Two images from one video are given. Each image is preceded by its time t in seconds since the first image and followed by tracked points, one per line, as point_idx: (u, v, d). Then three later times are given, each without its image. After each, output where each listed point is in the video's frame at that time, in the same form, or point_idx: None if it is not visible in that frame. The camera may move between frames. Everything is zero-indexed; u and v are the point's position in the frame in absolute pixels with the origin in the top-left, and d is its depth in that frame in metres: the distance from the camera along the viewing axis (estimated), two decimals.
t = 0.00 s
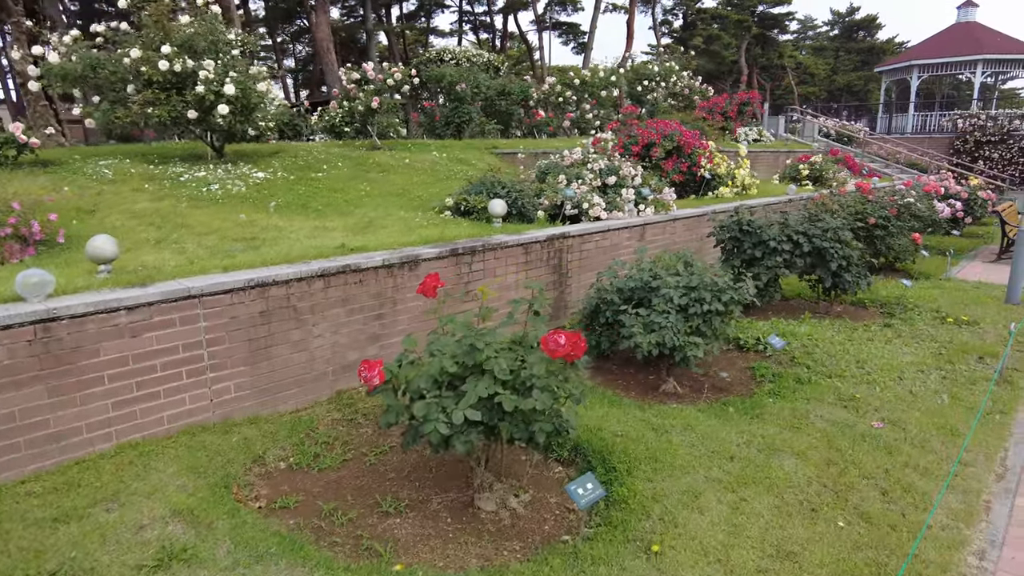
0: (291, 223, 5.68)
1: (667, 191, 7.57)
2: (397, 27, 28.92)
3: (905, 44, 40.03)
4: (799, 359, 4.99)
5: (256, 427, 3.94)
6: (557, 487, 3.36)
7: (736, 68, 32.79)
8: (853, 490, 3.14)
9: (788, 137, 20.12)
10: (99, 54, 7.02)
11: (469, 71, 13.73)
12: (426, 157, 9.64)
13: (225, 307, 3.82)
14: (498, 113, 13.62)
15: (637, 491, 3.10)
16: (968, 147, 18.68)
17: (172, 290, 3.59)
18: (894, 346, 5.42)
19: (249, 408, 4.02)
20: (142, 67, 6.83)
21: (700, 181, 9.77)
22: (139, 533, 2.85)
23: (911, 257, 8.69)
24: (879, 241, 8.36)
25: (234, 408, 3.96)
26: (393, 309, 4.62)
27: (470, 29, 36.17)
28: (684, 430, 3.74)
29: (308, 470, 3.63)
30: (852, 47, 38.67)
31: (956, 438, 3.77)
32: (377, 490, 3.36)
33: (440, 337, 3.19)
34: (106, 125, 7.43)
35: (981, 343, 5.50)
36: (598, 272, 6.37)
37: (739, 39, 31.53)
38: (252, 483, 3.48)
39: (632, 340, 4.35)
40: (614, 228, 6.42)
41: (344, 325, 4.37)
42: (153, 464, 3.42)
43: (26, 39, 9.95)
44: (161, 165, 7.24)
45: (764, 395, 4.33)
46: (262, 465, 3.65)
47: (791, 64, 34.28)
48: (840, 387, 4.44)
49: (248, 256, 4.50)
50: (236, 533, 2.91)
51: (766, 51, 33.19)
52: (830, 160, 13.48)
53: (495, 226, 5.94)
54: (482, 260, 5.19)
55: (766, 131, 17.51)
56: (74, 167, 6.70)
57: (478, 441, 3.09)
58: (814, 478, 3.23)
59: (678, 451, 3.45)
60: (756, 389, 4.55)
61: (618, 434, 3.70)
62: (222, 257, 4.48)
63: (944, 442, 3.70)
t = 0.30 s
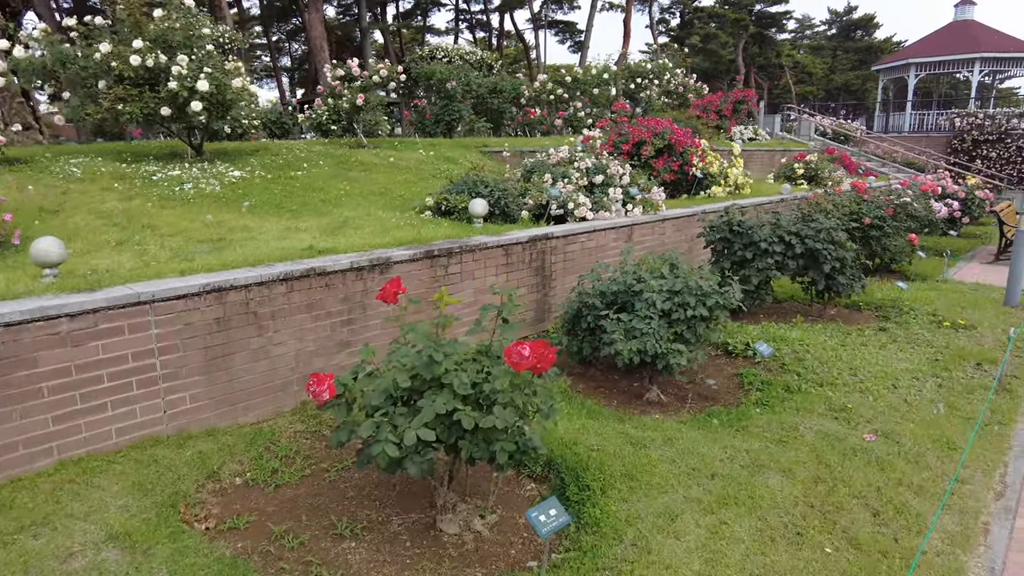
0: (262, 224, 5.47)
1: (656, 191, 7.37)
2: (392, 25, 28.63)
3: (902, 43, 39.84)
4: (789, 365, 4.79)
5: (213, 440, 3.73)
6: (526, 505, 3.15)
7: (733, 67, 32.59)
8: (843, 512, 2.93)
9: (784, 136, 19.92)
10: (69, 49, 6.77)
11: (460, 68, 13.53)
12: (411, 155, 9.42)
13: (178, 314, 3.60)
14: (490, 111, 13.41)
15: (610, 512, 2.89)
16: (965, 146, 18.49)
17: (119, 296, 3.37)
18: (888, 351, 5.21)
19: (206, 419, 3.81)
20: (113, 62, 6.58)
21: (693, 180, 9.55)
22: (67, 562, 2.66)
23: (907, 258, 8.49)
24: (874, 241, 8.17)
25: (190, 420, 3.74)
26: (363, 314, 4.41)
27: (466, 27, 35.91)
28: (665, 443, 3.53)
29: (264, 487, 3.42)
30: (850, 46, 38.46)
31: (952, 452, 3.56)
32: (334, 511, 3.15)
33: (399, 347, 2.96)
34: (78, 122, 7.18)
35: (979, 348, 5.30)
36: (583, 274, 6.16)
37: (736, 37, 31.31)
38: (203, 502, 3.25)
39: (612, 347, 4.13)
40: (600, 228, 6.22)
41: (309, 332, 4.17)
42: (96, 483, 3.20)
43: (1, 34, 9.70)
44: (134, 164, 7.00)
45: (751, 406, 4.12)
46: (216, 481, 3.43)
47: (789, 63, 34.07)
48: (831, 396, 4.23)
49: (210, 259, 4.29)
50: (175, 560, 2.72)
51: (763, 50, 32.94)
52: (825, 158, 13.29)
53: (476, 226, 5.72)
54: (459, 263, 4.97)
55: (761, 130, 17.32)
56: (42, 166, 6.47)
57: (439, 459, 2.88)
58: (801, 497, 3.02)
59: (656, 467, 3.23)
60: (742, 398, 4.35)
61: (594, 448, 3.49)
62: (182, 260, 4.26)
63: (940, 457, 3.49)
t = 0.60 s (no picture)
0: (232, 231, 5.27)
1: (644, 194, 7.17)
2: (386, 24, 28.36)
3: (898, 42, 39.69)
4: (777, 378, 4.59)
5: (168, 462, 3.52)
6: (494, 535, 2.93)
7: (730, 66, 32.39)
8: (831, 544, 2.73)
9: (779, 136, 19.75)
10: (37, 48, 6.54)
11: (450, 68, 13.34)
12: (396, 156, 9.21)
13: (129, 330, 3.40)
14: (481, 111, 13.20)
15: (581, 547, 2.69)
16: (961, 146, 18.33)
17: (62, 312, 3.17)
18: (882, 362, 5.01)
19: (161, 440, 3.61)
20: (81, 61, 6.34)
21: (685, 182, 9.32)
22: None
23: (902, 262, 8.31)
24: (869, 245, 7.97)
25: (144, 440, 3.53)
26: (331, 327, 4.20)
27: (461, 26, 35.65)
28: (644, 465, 3.33)
29: (218, 514, 3.20)
30: (847, 45, 38.28)
31: (947, 474, 3.37)
32: (288, 542, 2.95)
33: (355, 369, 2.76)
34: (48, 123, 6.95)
35: (975, 359, 5.11)
36: (567, 281, 5.96)
37: (733, 36, 31.12)
38: (151, 531, 3.03)
39: (591, 361, 3.93)
40: (584, 234, 6.02)
41: (272, 346, 3.97)
42: (34, 512, 2.99)
43: None
44: (105, 167, 6.78)
45: (737, 423, 3.93)
46: (167, 507, 3.22)
47: (785, 62, 33.89)
48: (820, 413, 4.04)
49: (169, 270, 4.08)
50: None
51: (760, 49, 32.70)
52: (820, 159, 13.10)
53: (455, 232, 5.51)
54: (435, 271, 4.76)
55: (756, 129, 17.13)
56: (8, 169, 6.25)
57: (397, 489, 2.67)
58: (786, 527, 2.83)
59: (632, 494, 3.04)
60: (729, 415, 4.15)
61: (568, 471, 3.30)
62: (139, 271, 4.05)
63: (935, 481, 3.30)
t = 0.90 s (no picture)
0: (198, 233, 5.08)
1: (629, 193, 7.01)
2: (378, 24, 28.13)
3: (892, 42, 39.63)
4: (762, 384, 4.43)
5: (116, 475, 3.33)
6: (455, 553, 2.75)
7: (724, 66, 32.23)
8: (810, 566, 2.56)
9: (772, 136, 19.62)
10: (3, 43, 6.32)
11: (438, 67, 13.18)
12: (379, 156, 9.03)
13: (74, 337, 3.21)
14: (470, 110, 13.02)
15: (544, 569, 2.52)
16: (955, 146, 18.23)
17: None
18: (870, 367, 4.85)
19: (110, 452, 3.42)
20: (48, 57, 6.13)
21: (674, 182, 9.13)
22: None
23: (893, 263, 8.16)
24: (860, 245, 7.87)
25: (91, 453, 3.35)
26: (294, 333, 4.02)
27: (455, 25, 35.42)
28: (616, 478, 3.15)
29: (164, 531, 3.01)
30: (841, 45, 38.19)
31: (936, 487, 3.21)
32: (235, 563, 2.76)
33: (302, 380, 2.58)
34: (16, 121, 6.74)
35: (967, 364, 4.95)
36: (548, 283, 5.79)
37: (727, 36, 30.99)
38: (90, 551, 2.84)
39: (566, 368, 3.75)
40: (566, 234, 5.85)
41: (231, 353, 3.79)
42: None
43: None
44: (75, 167, 6.57)
45: (718, 432, 3.76)
46: (111, 525, 3.03)
47: (780, 62, 33.76)
48: (805, 421, 3.87)
49: (125, 273, 3.90)
50: None
51: (754, 49, 32.51)
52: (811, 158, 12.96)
53: (431, 233, 5.33)
54: (406, 274, 4.58)
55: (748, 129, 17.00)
56: None
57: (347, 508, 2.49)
58: (764, 547, 2.66)
59: (602, 511, 2.87)
60: (710, 423, 3.98)
61: (537, 485, 3.13)
62: (93, 274, 3.87)
63: (922, 494, 3.13)
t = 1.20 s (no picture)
0: (160, 238, 4.91)
1: (612, 196, 6.86)
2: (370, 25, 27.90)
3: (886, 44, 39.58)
4: (742, 394, 4.27)
5: (55, 497, 3.15)
6: None
7: (718, 68, 32.11)
8: None
9: (764, 137, 19.51)
10: None
11: (425, 67, 13.01)
12: (360, 157, 8.86)
13: (9, 350, 3.03)
14: (457, 111, 12.88)
15: None
16: (947, 147, 18.13)
17: None
18: (855, 376, 4.69)
19: (52, 472, 3.24)
20: (12, 57, 5.94)
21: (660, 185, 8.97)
22: None
23: (883, 267, 8.01)
24: (849, 248, 7.75)
25: (29, 473, 3.16)
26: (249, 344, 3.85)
27: (449, 26, 35.22)
28: (581, 499, 2.99)
29: (100, 558, 2.83)
30: (836, 47, 38.12)
31: (918, 507, 3.05)
32: None
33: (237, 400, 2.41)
34: None
35: (955, 372, 4.80)
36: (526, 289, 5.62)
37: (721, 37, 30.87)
38: None
39: (534, 381, 3.59)
40: (544, 239, 5.69)
41: (183, 366, 3.61)
42: None
43: None
44: (41, 170, 6.39)
45: (694, 447, 3.59)
46: (44, 551, 2.85)
47: (775, 63, 33.66)
48: (785, 435, 3.71)
49: (72, 282, 3.71)
50: None
51: (750, 49, 32.13)
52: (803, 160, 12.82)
53: (403, 238, 5.17)
54: (372, 281, 4.42)
55: (739, 130, 16.84)
56: None
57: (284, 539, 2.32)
58: None
59: (562, 537, 2.70)
60: (686, 436, 3.81)
61: (497, 507, 2.96)
62: (37, 283, 3.69)
63: (904, 515, 2.97)
